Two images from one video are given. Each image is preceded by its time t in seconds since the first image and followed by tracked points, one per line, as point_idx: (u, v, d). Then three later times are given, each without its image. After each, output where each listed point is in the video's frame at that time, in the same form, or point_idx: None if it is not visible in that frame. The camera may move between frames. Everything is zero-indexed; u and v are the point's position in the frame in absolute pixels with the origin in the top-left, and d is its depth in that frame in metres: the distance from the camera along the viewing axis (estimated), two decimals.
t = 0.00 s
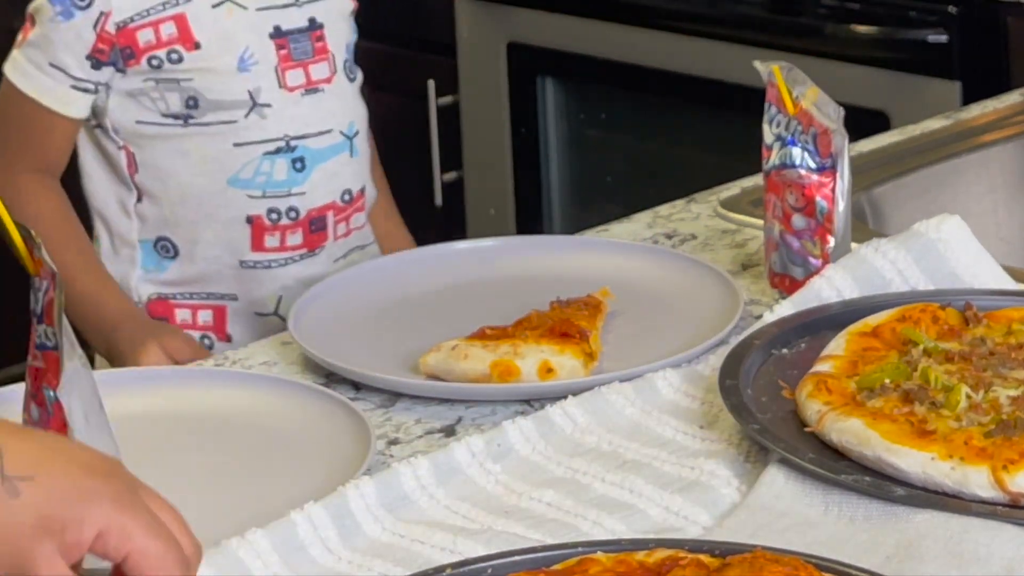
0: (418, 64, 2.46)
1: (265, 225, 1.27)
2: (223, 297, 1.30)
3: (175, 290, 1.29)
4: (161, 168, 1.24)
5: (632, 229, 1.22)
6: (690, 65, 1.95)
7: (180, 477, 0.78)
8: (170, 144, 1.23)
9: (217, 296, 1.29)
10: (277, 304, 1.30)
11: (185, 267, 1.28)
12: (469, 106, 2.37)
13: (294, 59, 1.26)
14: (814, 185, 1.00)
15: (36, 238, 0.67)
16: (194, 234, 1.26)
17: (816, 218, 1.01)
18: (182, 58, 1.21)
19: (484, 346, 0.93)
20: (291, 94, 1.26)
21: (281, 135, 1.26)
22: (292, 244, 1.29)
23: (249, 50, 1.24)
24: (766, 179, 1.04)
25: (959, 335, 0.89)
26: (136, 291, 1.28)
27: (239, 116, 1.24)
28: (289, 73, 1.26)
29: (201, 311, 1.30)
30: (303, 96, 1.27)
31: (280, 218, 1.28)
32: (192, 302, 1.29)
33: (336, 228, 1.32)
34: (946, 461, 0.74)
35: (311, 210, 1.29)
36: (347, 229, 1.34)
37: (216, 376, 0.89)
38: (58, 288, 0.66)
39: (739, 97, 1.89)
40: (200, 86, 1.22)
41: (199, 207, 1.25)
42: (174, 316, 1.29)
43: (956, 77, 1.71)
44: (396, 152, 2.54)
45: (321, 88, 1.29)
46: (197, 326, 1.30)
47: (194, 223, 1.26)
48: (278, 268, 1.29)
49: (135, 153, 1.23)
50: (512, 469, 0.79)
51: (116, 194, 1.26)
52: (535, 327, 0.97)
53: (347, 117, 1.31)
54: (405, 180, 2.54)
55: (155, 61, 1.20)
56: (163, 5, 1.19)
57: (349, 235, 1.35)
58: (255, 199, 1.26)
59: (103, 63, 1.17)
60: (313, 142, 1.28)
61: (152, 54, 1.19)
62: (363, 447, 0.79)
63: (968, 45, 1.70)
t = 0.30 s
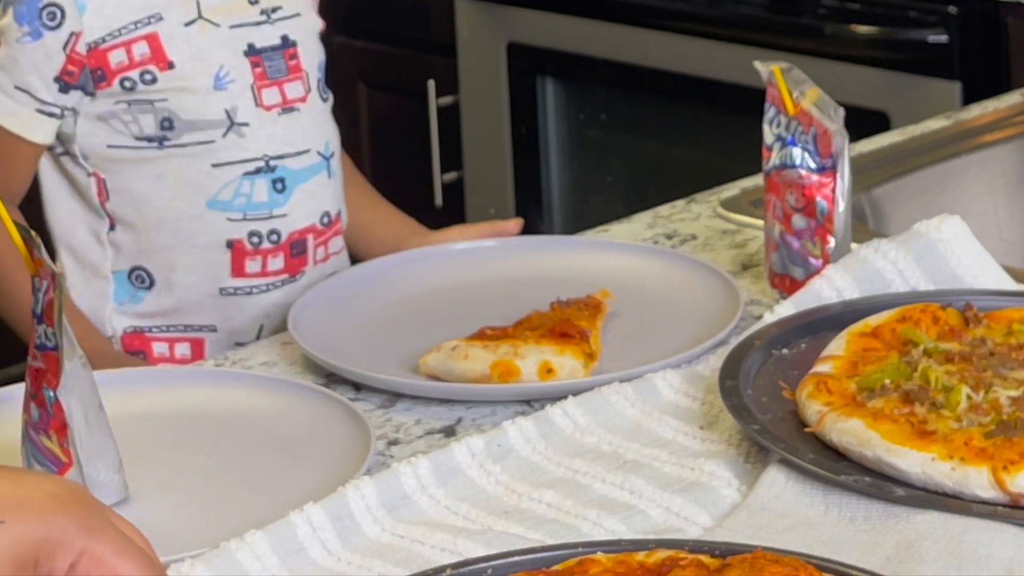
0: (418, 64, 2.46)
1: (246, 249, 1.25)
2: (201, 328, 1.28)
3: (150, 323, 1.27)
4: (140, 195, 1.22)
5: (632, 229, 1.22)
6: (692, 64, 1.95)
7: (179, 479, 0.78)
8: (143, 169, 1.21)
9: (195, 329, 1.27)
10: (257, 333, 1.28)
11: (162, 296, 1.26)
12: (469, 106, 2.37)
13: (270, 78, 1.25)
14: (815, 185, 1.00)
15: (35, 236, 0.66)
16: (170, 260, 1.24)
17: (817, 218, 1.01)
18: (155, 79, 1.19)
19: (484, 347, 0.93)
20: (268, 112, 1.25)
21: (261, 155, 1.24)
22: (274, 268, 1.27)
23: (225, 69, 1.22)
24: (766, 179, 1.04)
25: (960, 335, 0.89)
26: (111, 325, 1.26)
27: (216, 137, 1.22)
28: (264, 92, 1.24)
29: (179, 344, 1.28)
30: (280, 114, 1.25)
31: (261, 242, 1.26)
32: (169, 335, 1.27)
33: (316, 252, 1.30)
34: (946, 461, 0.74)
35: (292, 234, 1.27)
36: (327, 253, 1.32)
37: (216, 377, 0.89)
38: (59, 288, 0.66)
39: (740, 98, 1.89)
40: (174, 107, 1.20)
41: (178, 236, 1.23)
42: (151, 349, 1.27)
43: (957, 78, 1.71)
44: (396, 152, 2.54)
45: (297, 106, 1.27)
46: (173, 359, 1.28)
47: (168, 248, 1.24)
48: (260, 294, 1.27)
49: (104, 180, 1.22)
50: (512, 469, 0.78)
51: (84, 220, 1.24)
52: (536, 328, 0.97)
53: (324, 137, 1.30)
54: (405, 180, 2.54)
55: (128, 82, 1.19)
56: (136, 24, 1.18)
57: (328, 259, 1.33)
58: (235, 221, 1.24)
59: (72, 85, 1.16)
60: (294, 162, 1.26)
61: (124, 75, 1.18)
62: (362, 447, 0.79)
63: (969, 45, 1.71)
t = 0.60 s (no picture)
0: (417, 62, 2.46)
1: (222, 270, 1.23)
2: (175, 339, 1.26)
3: (127, 328, 1.25)
4: (124, 197, 1.20)
5: (630, 227, 1.22)
6: (692, 63, 1.95)
7: (181, 475, 0.78)
8: (129, 173, 1.19)
9: (169, 339, 1.26)
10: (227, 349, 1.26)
11: (137, 301, 1.24)
12: (468, 104, 2.38)
13: (272, 102, 1.21)
14: (813, 183, 1.01)
15: (39, 235, 0.67)
16: (147, 269, 1.22)
17: (815, 216, 1.02)
18: (152, 87, 1.17)
19: (483, 344, 0.93)
20: (264, 137, 1.21)
21: (249, 180, 1.21)
22: (249, 292, 1.25)
23: (225, 90, 1.19)
24: (765, 176, 1.04)
25: (957, 333, 0.89)
26: (89, 319, 1.24)
27: (206, 155, 1.20)
28: (264, 116, 1.21)
29: (151, 352, 1.26)
30: (276, 140, 1.22)
31: (238, 265, 1.23)
32: (143, 342, 1.26)
33: (297, 281, 1.27)
34: (944, 458, 0.74)
35: (272, 260, 1.25)
36: (309, 283, 1.29)
37: (218, 375, 0.89)
38: (60, 284, 0.66)
39: (738, 97, 1.89)
40: (170, 119, 1.18)
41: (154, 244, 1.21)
42: (125, 352, 1.26)
43: (955, 77, 1.71)
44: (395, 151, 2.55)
45: (296, 133, 1.23)
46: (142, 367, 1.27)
47: (148, 257, 1.22)
48: (231, 316, 1.25)
49: (93, 176, 1.20)
50: (512, 466, 0.79)
51: (72, 214, 1.23)
52: (535, 325, 0.98)
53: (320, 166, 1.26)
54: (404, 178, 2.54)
55: (124, 85, 1.16)
56: (141, 28, 1.15)
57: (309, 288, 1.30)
58: (214, 241, 1.22)
59: (69, 76, 1.14)
60: (282, 190, 1.23)
61: (122, 77, 1.16)
62: (363, 443, 0.79)
63: (967, 43, 1.71)
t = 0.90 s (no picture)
0: (417, 63, 2.46)
1: (244, 274, 1.24)
2: (196, 337, 1.27)
3: (151, 325, 1.27)
4: (150, 197, 1.21)
5: (631, 228, 1.22)
6: (691, 64, 1.95)
7: (181, 475, 0.78)
8: (158, 175, 1.20)
9: (191, 337, 1.27)
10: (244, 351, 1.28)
11: (160, 299, 1.25)
12: (468, 104, 2.37)
13: (300, 108, 1.21)
14: (813, 184, 1.01)
15: (38, 236, 0.66)
16: (171, 268, 1.24)
17: (815, 217, 1.01)
18: (182, 93, 1.16)
19: (483, 344, 0.93)
20: (291, 144, 1.22)
21: (273, 188, 1.22)
22: (270, 296, 1.26)
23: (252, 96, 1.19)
24: (765, 176, 1.04)
25: (957, 333, 0.89)
26: (114, 315, 1.26)
27: (231, 161, 1.20)
28: (291, 123, 1.21)
29: (173, 349, 1.28)
30: (303, 147, 1.22)
31: (260, 269, 1.24)
32: (166, 339, 1.27)
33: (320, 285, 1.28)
34: (944, 458, 0.74)
35: (294, 265, 1.26)
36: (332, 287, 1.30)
37: (217, 375, 0.89)
38: (60, 285, 0.65)
39: (738, 97, 1.89)
40: (198, 124, 1.18)
41: (180, 246, 1.22)
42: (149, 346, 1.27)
43: (955, 76, 1.71)
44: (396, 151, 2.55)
45: (324, 139, 1.24)
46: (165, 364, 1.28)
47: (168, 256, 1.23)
48: (252, 319, 1.26)
49: (123, 175, 1.21)
50: (511, 466, 0.79)
51: (103, 211, 1.24)
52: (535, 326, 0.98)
53: (348, 173, 1.27)
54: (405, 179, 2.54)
55: (154, 91, 1.16)
56: (169, 35, 1.14)
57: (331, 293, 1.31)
58: (236, 245, 1.23)
59: (103, 81, 1.14)
60: (307, 197, 1.24)
61: (152, 82, 1.15)
62: (363, 442, 0.79)
63: (966, 44, 1.71)
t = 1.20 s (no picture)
0: (418, 65, 2.47)
1: (267, 260, 1.23)
2: (228, 334, 1.25)
3: (179, 331, 1.25)
4: (166, 198, 1.20)
5: (633, 231, 1.22)
6: (692, 66, 1.95)
7: (181, 479, 0.78)
8: (170, 172, 1.19)
9: (223, 334, 1.25)
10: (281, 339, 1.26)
11: (187, 304, 1.24)
12: (469, 106, 2.37)
13: (303, 84, 1.22)
14: (814, 186, 1.00)
15: (36, 238, 0.67)
16: (197, 267, 1.22)
17: (816, 219, 1.01)
18: (180, 80, 1.17)
19: (484, 347, 0.93)
20: (297, 120, 1.22)
21: (283, 167, 1.22)
22: (295, 279, 1.25)
23: (251, 75, 1.20)
24: (766, 178, 1.04)
25: (959, 335, 0.89)
26: (140, 329, 1.24)
27: (238, 144, 1.20)
28: (295, 99, 1.22)
29: (206, 351, 1.25)
30: (310, 123, 1.23)
31: (282, 253, 1.23)
32: (196, 342, 1.25)
33: (342, 265, 1.27)
34: (946, 462, 0.74)
35: (314, 246, 1.25)
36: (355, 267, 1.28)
37: (218, 378, 0.89)
38: (58, 288, 0.65)
39: (740, 98, 1.89)
40: (201, 111, 1.18)
41: (201, 241, 1.21)
42: (178, 357, 1.25)
43: (958, 78, 1.71)
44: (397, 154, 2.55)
45: (332, 116, 1.25)
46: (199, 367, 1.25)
47: (196, 256, 1.22)
48: (280, 306, 1.26)
49: (139, 182, 1.20)
50: (512, 469, 0.78)
51: (121, 223, 1.23)
52: (535, 328, 0.97)
53: (360, 151, 1.27)
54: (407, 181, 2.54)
55: (153, 83, 1.16)
56: (162, 24, 1.15)
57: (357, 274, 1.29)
58: (256, 231, 1.22)
59: (101, 83, 1.14)
60: (319, 173, 1.24)
61: (150, 75, 1.16)
62: (363, 446, 0.79)
63: (969, 45, 1.70)
